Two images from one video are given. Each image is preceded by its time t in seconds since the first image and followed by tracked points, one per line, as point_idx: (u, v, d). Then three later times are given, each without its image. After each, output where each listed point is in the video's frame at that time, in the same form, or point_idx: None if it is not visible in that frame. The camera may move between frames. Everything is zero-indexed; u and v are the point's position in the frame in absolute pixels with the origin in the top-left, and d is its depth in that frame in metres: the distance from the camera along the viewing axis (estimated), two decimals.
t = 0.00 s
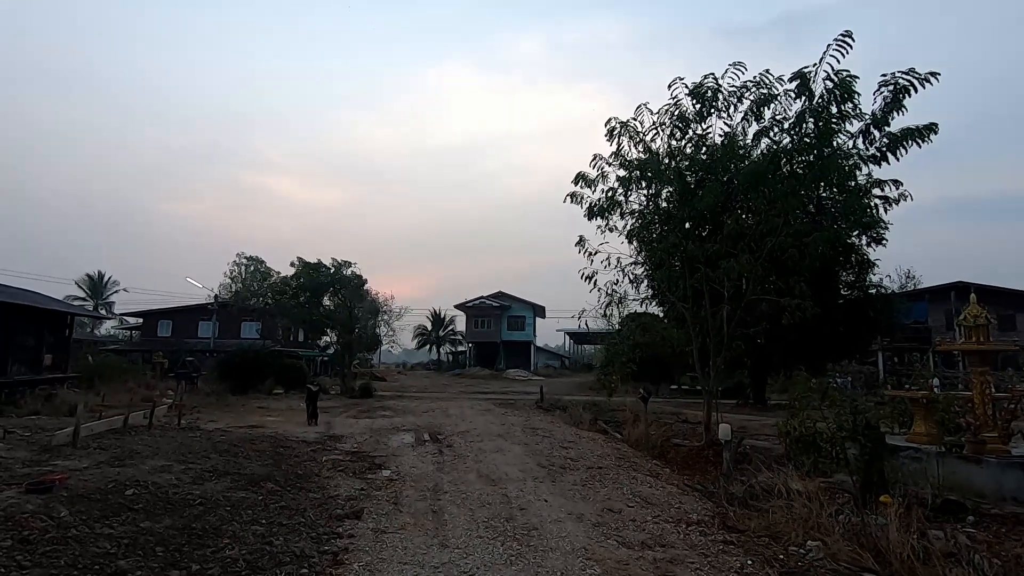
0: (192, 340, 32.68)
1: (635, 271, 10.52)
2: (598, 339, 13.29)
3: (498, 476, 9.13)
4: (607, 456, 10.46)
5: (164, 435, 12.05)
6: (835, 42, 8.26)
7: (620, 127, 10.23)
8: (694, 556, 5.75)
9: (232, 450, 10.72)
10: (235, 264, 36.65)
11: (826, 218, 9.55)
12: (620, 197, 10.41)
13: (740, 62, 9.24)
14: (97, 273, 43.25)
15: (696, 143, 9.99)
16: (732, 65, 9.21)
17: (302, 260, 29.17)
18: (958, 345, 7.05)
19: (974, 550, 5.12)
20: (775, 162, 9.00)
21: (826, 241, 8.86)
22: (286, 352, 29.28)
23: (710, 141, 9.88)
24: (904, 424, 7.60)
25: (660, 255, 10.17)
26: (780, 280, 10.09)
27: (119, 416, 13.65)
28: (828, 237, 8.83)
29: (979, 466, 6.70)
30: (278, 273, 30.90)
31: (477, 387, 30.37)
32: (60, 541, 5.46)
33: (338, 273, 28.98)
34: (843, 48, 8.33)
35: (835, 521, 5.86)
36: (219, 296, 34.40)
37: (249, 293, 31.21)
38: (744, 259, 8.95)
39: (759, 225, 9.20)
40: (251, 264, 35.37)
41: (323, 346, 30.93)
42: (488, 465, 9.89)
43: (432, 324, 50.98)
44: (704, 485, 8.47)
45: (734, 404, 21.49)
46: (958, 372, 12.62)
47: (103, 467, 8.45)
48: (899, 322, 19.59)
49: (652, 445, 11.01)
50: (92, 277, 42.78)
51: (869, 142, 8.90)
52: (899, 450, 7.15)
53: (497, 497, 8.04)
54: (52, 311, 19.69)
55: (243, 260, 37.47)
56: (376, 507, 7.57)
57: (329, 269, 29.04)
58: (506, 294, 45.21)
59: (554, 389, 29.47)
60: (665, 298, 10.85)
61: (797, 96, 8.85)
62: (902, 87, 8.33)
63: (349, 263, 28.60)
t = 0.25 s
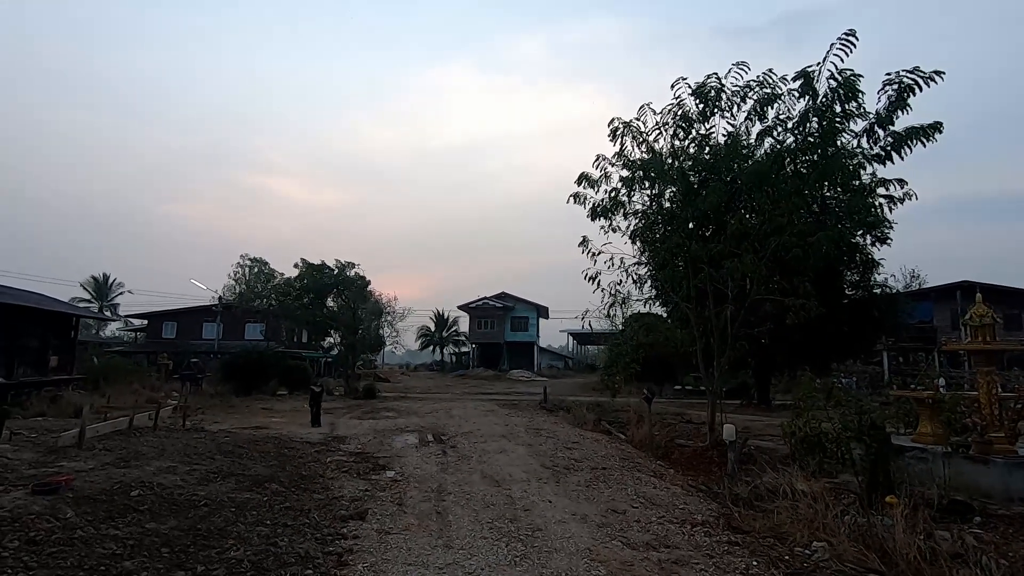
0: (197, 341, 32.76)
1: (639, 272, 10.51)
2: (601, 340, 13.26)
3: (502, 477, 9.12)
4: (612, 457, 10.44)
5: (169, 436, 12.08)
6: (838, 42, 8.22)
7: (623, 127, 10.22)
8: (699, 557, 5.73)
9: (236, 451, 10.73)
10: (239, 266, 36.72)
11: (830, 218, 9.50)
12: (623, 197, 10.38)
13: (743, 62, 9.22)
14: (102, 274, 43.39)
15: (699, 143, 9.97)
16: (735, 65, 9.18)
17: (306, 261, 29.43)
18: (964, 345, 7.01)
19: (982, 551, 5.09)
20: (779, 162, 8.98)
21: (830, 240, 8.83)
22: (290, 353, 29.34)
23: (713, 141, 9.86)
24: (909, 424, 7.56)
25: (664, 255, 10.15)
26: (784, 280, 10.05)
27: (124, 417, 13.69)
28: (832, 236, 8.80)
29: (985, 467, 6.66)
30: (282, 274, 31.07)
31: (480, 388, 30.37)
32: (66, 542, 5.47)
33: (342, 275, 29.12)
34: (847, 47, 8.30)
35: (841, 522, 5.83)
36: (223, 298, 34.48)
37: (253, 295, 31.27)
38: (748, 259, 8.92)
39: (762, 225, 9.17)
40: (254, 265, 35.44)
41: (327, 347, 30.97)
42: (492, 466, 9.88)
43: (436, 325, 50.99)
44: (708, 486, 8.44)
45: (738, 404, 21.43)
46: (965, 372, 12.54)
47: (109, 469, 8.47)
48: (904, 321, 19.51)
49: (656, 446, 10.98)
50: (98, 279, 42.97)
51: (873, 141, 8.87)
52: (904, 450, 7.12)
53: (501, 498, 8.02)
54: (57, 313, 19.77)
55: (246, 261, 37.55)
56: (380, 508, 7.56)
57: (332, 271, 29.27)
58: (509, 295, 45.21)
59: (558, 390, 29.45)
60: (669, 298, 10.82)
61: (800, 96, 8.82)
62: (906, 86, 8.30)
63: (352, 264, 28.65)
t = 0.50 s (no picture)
0: (201, 340, 32.83)
1: (643, 271, 10.48)
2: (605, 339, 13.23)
3: (506, 476, 9.11)
4: (615, 456, 10.42)
5: (174, 435, 12.11)
6: (844, 40, 8.15)
7: (627, 126, 10.19)
8: (703, 557, 5.71)
9: (241, 450, 10.76)
10: (243, 265, 36.79)
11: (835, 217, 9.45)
12: (627, 197, 10.36)
13: (748, 61, 9.18)
14: (107, 273, 43.55)
15: (703, 142, 9.93)
16: (739, 63, 9.14)
17: (310, 261, 29.33)
18: (970, 345, 6.96)
19: (988, 552, 5.06)
20: (784, 161, 8.94)
21: (835, 239, 8.78)
22: (294, 353, 29.38)
23: (717, 140, 9.82)
24: (915, 424, 7.52)
25: (668, 254, 10.12)
26: (789, 279, 10.01)
27: (130, 416, 13.72)
28: (837, 236, 8.75)
29: (992, 467, 6.62)
30: (286, 273, 31.10)
31: (484, 387, 30.32)
32: (72, 540, 5.49)
33: (345, 274, 29.00)
34: (852, 46, 8.25)
35: (846, 522, 5.80)
36: (228, 297, 34.54)
37: (258, 294, 31.30)
38: (752, 258, 8.88)
39: (767, 223, 9.13)
40: (259, 265, 35.49)
41: (330, 347, 30.99)
42: (495, 465, 9.87)
43: (439, 324, 50.96)
44: (712, 485, 8.41)
45: (743, 404, 21.35)
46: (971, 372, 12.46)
47: (115, 467, 8.49)
48: (909, 321, 19.41)
49: (660, 446, 10.95)
50: (103, 278, 43.10)
51: (879, 140, 8.81)
52: (910, 451, 7.07)
53: (504, 497, 8.01)
54: (63, 312, 19.84)
55: (251, 261, 37.62)
56: (384, 507, 7.56)
57: (336, 271, 29.17)
58: (512, 294, 45.17)
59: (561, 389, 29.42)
60: (673, 297, 10.80)
61: (806, 94, 8.77)
62: (913, 84, 8.25)
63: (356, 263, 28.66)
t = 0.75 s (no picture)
0: (206, 339, 32.93)
1: (647, 270, 10.47)
2: (609, 338, 13.23)
3: (510, 474, 9.11)
4: (619, 455, 10.40)
5: (179, 433, 12.15)
6: (849, 38, 8.13)
7: (631, 125, 10.18)
8: (707, 556, 5.70)
9: (246, 448, 10.79)
10: (248, 264, 36.87)
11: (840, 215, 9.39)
12: (631, 195, 10.34)
13: (752, 59, 9.15)
14: (113, 272, 43.68)
15: (707, 140, 9.90)
16: (744, 61, 9.11)
17: (313, 260, 29.27)
18: (976, 344, 6.94)
19: (993, 551, 5.04)
20: (788, 159, 8.90)
21: (840, 238, 8.75)
22: (298, 351, 29.46)
23: (721, 138, 9.79)
24: (920, 423, 7.49)
25: (672, 253, 10.10)
26: (793, 278, 9.98)
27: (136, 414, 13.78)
28: (842, 234, 8.72)
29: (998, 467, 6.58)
30: (290, 272, 31.18)
31: (487, 386, 30.34)
32: (80, 537, 5.51)
33: (349, 272, 29.04)
34: (857, 43, 8.21)
35: (851, 522, 5.77)
36: (232, 296, 34.64)
37: (262, 292, 31.37)
38: (756, 257, 8.86)
39: (771, 222, 9.10)
40: (263, 263, 35.56)
41: (335, 345, 31.06)
42: (499, 463, 9.88)
43: (443, 323, 51.02)
44: (716, 485, 8.40)
45: (747, 403, 21.31)
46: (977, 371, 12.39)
47: (121, 464, 8.53)
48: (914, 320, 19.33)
49: (664, 445, 10.94)
50: (108, 277, 43.28)
51: (884, 138, 8.77)
52: (915, 450, 7.05)
53: (508, 495, 8.02)
54: (70, 311, 19.94)
55: (255, 260, 37.71)
56: (389, 505, 7.57)
57: (340, 269, 29.17)
58: (516, 293, 45.18)
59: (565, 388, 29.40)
60: (677, 296, 10.77)
61: (810, 92, 8.74)
62: (918, 82, 8.20)
63: (360, 262, 28.75)
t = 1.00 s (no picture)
0: (211, 339, 33.03)
1: (650, 270, 10.44)
2: (613, 338, 13.21)
3: (514, 474, 9.10)
4: (623, 455, 10.38)
5: (185, 433, 12.19)
6: (854, 37, 8.10)
7: (634, 125, 10.15)
8: (712, 556, 5.68)
9: (251, 448, 10.81)
10: (253, 264, 36.96)
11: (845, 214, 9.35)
12: (635, 195, 10.32)
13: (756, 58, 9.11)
14: (118, 273, 43.84)
15: (711, 140, 9.87)
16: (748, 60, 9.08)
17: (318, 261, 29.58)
18: (982, 344, 6.90)
19: (1000, 552, 5.01)
20: (793, 159, 8.87)
21: (845, 238, 8.71)
22: (303, 352, 29.52)
23: (725, 138, 9.76)
24: (926, 424, 7.45)
25: (676, 253, 10.07)
26: (798, 278, 9.94)
27: (141, 414, 13.82)
28: (848, 234, 8.67)
29: (1005, 468, 6.54)
30: (295, 273, 31.30)
31: (491, 386, 30.33)
32: (87, 536, 5.53)
33: (353, 274, 29.33)
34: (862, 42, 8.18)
35: (856, 522, 5.75)
36: (237, 296, 34.74)
37: (267, 293, 31.44)
38: (761, 256, 8.82)
39: (776, 221, 9.07)
40: (267, 264, 35.66)
41: (339, 346, 31.12)
42: (503, 464, 9.87)
43: (447, 323, 51.05)
44: (720, 485, 8.38)
45: (751, 403, 21.25)
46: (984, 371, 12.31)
47: (127, 464, 8.56)
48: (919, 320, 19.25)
49: (668, 445, 10.91)
50: (114, 278, 43.46)
51: (889, 137, 8.73)
52: (921, 451, 7.02)
53: (512, 495, 8.01)
54: (76, 312, 20.03)
55: (260, 260, 37.82)
56: (393, 505, 7.57)
57: (344, 270, 29.48)
58: (520, 293, 45.19)
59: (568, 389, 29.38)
60: (681, 296, 10.74)
61: (815, 92, 8.70)
62: (924, 81, 8.16)
63: (364, 263, 28.92)
